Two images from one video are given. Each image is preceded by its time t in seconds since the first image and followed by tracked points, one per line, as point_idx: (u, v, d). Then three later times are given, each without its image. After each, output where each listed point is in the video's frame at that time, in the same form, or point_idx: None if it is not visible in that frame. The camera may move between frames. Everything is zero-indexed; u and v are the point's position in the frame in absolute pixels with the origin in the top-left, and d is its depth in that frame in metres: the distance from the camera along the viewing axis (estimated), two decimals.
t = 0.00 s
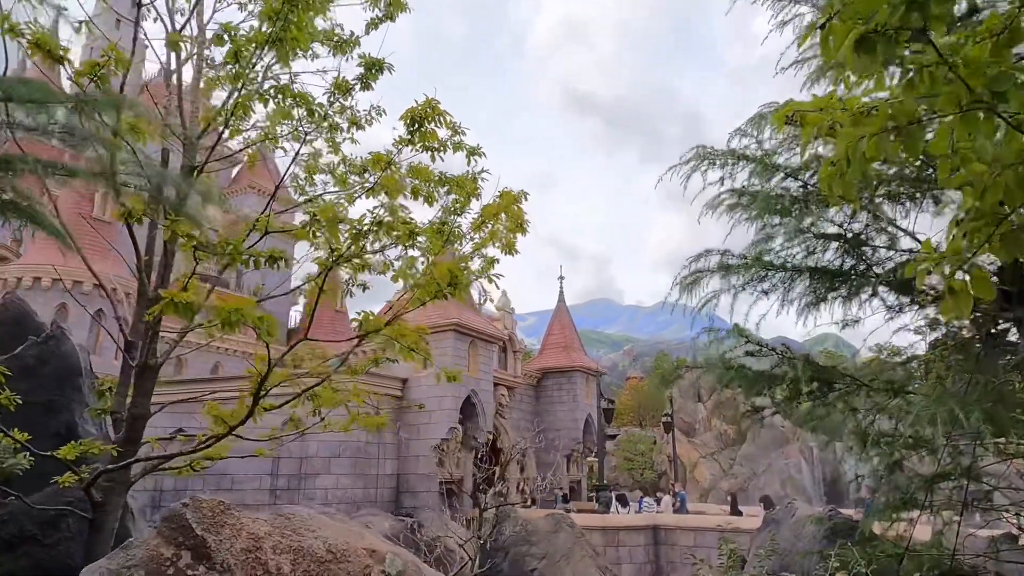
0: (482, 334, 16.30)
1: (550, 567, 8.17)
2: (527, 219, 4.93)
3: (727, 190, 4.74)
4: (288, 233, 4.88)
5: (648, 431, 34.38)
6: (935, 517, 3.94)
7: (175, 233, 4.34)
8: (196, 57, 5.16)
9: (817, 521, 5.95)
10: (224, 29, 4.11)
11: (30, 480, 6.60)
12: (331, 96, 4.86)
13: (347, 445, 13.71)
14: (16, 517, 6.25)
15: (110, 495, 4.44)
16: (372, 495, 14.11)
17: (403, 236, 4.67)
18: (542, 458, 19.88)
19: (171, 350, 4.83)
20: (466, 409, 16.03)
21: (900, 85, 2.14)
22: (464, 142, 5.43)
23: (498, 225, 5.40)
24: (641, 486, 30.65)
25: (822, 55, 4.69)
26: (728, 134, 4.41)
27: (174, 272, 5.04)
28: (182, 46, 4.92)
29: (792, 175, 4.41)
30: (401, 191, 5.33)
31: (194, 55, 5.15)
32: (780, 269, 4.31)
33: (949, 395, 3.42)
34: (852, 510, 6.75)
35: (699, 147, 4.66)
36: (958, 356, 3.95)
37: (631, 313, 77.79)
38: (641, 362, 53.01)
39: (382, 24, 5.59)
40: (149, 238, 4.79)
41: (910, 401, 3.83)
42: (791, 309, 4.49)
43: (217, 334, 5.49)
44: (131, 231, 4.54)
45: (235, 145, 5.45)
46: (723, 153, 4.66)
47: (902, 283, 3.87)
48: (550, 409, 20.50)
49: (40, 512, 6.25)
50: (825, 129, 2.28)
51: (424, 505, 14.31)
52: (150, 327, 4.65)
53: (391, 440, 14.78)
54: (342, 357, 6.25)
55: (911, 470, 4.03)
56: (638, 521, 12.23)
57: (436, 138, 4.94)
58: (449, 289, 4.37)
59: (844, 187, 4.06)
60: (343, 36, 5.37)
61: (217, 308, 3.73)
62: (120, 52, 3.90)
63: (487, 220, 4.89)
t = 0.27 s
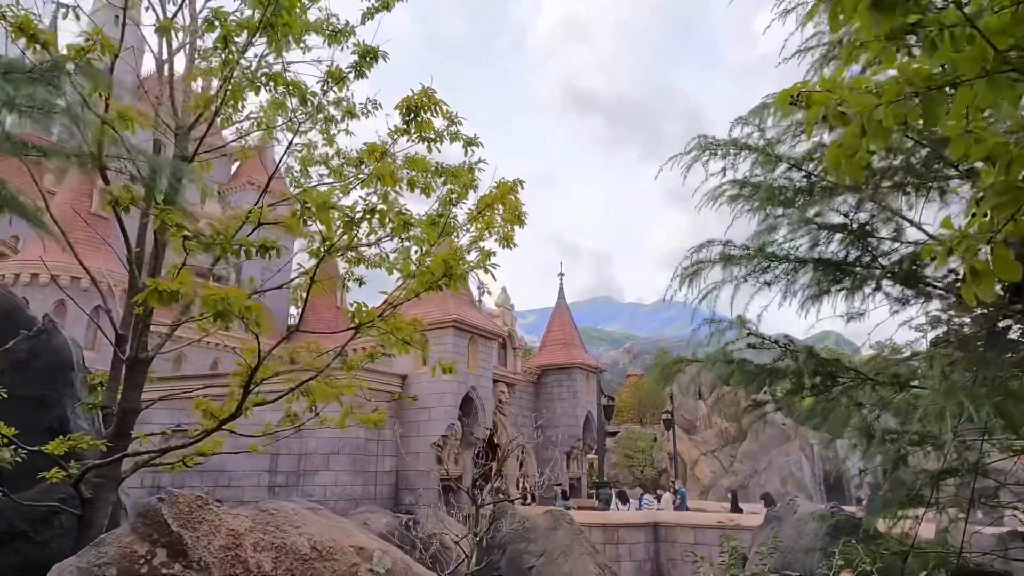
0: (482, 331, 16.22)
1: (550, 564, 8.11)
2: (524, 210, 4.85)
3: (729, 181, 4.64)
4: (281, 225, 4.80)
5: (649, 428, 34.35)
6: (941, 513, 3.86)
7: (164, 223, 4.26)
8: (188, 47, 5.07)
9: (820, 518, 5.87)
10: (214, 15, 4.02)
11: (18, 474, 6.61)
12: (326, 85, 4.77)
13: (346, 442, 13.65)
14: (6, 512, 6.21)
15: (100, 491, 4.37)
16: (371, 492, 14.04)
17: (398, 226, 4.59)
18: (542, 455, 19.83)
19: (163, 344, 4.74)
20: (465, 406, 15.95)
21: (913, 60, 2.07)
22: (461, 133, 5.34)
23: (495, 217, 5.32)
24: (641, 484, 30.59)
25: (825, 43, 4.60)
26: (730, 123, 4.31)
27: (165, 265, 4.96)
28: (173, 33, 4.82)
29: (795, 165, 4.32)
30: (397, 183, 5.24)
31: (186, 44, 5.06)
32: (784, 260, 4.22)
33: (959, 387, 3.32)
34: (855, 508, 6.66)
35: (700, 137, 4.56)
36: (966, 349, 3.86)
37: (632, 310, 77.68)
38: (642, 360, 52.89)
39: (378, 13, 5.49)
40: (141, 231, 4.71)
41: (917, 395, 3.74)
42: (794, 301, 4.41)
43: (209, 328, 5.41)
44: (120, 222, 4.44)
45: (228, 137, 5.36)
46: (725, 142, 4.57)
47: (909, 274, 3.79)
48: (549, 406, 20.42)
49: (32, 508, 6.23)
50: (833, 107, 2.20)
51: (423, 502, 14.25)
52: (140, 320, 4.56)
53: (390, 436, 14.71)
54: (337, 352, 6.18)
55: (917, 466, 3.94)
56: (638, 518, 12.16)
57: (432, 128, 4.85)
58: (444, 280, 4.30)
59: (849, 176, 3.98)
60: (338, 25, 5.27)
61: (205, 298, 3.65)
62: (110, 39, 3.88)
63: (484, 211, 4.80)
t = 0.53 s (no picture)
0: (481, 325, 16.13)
1: (549, 559, 8.03)
2: (522, 199, 4.76)
3: (733, 169, 4.55)
4: (276, 214, 4.71)
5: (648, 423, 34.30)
6: (949, 508, 3.77)
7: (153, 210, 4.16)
8: (181, 33, 4.97)
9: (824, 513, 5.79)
10: None
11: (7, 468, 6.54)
12: (320, 70, 4.66)
13: (345, 437, 13.58)
14: None
15: (89, 485, 4.28)
16: (369, 487, 13.98)
17: (394, 215, 4.52)
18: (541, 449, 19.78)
19: (154, 336, 4.65)
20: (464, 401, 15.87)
21: (926, 29, 2.03)
22: (459, 120, 5.24)
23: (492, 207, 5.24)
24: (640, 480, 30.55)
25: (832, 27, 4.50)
26: (735, 109, 4.22)
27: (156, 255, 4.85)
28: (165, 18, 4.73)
29: (801, 152, 4.23)
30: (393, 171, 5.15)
31: (177, 29, 4.95)
32: (790, 249, 4.13)
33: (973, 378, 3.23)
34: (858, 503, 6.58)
35: (704, 124, 4.47)
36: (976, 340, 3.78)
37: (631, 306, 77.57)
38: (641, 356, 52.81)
39: None
40: (133, 221, 4.61)
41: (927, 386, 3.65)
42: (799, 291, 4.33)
43: (203, 320, 5.32)
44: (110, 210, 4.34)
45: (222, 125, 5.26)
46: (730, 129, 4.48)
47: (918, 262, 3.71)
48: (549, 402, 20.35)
49: (22, 502, 6.15)
50: (852, 77, 2.09)
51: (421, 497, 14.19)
52: (131, 311, 4.47)
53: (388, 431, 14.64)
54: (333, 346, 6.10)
55: (925, 459, 3.87)
56: (637, 514, 12.08)
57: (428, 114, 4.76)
58: (441, 269, 4.23)
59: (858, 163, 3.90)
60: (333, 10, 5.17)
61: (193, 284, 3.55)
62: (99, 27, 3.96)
63: (482, 200, 4.71)
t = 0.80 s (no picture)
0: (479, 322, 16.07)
1: (548, 556, 7.96)
2: (519, 191, 4.70)
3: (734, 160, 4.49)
4: (270, 205, 4.64)
5: (647, 421, 34.26)
6: (954, 504, 3.72)
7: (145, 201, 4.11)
8: (173, 21, 4.89)
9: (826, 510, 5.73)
10: None
11: None
12: (314, 59, 4.57)
13: (343, 433, 13.53)
14: None
15: (80, 480, 4.22)
16: (367, 484, 13.93)
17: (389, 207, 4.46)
18: (539, 446, 19.71)
19: (146, 329, 4.58)
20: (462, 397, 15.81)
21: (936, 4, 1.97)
22: (456, 110, 5.18)
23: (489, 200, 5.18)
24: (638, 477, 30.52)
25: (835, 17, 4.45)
26: (737, 98, 4.16)
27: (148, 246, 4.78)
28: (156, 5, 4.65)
29: (804, 142, 4.18)
30: (390, 162, 5.08)
31: (169, 17, 4.88)
32: (792, 239, 4.07)
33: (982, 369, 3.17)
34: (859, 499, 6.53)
35: (706, 114, 4.41)
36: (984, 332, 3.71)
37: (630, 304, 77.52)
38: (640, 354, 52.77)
39: None
40: (126, 211, 4.54)
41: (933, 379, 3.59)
42: (802, 284, 4.27)
43: (196, 314, 5.24)
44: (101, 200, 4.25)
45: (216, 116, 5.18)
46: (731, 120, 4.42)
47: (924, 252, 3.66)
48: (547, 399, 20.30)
49: (15, 498, 6.09)
50: (858, 58, 2.04)
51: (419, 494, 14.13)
52: (122, 303, 4.39)
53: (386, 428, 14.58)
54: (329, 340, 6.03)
55: (928, 454, 3.81)
56: (636, 511, 12.02)
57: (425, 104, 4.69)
58: (437, 260, 4.16)
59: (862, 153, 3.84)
60: None
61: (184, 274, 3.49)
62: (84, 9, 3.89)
63: (479, 191, 4.64)
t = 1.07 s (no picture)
0: (483, 318, 16.06)
1: (551, 551, 7.95)
2: (522, 185, 4.68)
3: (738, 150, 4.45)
4: (270, 200, 4.62)
5: (650, 416, 34.26)
6: (963, 499, 3.68)
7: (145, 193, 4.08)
8: (172, 13, 4.86)
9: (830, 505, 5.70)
10: None
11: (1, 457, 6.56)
12: (315, 51, 4.53)
13: (346, 429, 13.56)
14: None
15: (81, 476, 4.20)
16: (370, 480, 13.94)
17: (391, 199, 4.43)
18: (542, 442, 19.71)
19: (148, 323, 4.56)
20: (465, 393, 15.79)
21: None
22: (458, 104, 5.15)
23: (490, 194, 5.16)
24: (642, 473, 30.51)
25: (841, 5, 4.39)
26: (743, 87, 4.13)
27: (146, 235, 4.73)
28: None
29: (809, 131, 4.15)
30: (392, 157, 5.05)
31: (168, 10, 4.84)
32: (798, 230, 4.03)
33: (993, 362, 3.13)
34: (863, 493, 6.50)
35: (710, 104, 4.37)
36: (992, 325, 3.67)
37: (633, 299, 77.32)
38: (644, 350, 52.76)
39: None
40: (126, 204, 4.51)
41: (942, 372, 3.54)
42: (807, 277, 4.23)
43: (198, 308, 5.21)
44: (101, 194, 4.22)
45: (217, 108, 5.16)
46: (735, 110, 4.38)
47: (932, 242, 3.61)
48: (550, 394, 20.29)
49: (17, 493, 6.09)
50: (868, 41, 2.00)
51: (422, 489, 14.15)
52: (123, 298, 4.37)
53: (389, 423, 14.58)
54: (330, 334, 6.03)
55: (936, 449, 3.77)
56: (640, 506, 12.02)
57: (426, 96, 4.65)
58: (439, 253, 4.15)
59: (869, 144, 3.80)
60: None
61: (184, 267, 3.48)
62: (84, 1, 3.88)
63: (481, 186, 4.60)
